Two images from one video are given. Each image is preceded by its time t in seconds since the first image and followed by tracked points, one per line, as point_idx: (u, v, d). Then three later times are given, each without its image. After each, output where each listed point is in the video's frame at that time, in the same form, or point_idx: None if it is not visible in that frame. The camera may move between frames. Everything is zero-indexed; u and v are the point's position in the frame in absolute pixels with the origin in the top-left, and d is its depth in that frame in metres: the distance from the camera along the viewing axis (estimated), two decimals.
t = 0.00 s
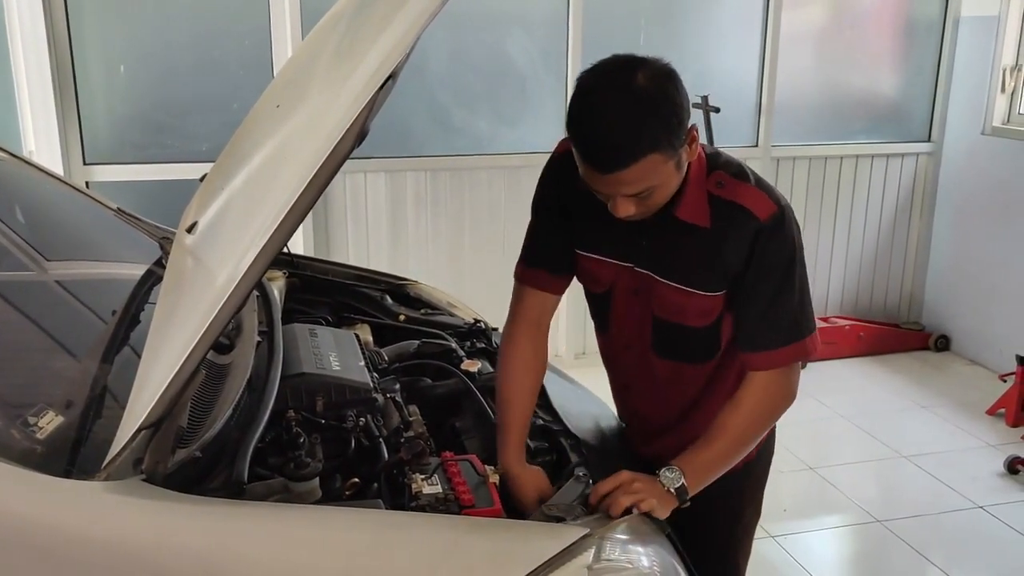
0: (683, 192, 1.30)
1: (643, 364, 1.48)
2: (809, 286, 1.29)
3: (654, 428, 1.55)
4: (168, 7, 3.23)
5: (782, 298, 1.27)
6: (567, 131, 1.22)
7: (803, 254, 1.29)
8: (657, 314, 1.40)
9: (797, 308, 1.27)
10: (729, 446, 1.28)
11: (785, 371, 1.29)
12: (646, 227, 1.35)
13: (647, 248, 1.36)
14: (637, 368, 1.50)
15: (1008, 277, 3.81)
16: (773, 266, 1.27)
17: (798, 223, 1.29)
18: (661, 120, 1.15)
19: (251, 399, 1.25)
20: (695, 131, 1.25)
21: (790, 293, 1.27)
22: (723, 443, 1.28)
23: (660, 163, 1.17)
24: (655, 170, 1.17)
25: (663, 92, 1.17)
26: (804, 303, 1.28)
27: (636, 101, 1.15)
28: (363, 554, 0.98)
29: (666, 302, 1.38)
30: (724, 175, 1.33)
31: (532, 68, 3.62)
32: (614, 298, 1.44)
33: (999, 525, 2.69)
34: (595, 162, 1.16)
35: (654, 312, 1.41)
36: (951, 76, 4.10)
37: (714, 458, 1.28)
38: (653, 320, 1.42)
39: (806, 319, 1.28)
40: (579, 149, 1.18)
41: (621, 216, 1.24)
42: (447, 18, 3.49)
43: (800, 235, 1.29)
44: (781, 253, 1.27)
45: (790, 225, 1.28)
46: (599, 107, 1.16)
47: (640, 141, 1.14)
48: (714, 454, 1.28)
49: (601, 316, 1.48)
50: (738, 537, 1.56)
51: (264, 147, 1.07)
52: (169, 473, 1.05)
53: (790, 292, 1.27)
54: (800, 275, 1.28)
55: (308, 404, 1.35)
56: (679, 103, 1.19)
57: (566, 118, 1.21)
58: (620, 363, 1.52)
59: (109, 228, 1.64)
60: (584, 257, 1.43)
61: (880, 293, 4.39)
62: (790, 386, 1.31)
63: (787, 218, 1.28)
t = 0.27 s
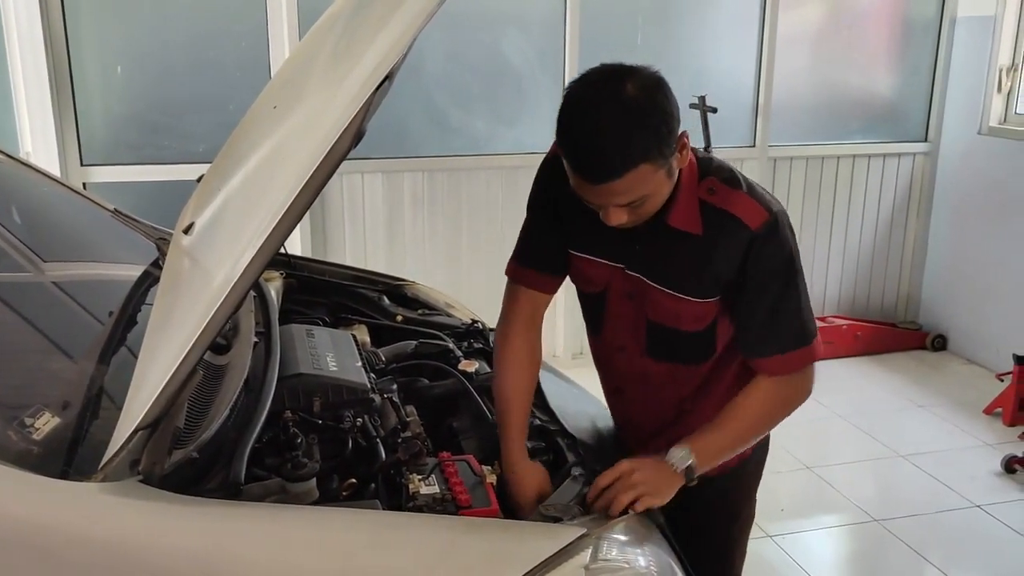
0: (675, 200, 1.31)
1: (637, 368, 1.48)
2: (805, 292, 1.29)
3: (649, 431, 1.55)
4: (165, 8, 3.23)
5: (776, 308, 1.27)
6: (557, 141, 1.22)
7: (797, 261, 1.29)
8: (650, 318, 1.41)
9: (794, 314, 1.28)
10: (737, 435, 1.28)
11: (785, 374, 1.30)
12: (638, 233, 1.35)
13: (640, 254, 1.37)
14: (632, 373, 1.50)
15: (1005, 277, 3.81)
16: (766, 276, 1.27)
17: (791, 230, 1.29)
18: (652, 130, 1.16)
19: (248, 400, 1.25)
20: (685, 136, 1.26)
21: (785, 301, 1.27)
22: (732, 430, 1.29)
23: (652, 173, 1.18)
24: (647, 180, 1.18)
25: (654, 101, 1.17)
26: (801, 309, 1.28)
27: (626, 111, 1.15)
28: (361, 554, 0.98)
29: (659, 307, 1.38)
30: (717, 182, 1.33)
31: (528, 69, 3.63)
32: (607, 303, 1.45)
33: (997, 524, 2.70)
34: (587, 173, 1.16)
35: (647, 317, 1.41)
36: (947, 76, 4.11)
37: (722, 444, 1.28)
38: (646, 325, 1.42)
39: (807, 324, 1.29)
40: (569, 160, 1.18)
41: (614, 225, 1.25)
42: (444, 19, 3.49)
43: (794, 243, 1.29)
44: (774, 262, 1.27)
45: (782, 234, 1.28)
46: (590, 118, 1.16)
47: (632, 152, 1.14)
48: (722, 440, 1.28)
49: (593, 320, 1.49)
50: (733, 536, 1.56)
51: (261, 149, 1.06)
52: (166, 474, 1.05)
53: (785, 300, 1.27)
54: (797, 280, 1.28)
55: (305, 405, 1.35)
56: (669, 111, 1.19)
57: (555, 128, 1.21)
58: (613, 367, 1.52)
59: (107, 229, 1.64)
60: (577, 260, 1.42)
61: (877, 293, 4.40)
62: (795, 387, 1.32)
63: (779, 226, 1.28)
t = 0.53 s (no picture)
0: (667, 200, 1.31)
1: (629, 363, 1.49)
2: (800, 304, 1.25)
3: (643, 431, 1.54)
4: (162, 8, 3.22)
5: (763, 319, 1.24)
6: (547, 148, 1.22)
7: (790, 273, 1.25)
8: (642, 315, 1.42)
9: (786, 325, 1.24)
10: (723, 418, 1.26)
11: (775, 383, 1.25)
12: (633, 233, 1.36)
13: (632, 249, 1.37)
14: (624, 367, 1.51)
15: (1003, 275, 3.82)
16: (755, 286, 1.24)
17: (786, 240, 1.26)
18: (639, 134, 1.15)
19: (245, 400, 1.25)
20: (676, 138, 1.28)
21: (773, 312, 1.24)
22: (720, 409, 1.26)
23: (641, 176, 1.18)
24: (636, 184, 1.18)
25: (641, 106, 1.17)
26: (795, 320, 1.24)
27: (613, 117, 1.15)
28: (356, 555, 0.97)
29: (649, 303, 1.39)
30: (712, 187, 1.31)
31: (526, 69, 3.63)
32: (601, 295, 1.48)
33: (996, 523, 2.70)
34: (577, 180, 1.16)
35: (638, 313, 1.42)
36: (944, 75, 4.11)
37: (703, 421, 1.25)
38: (638, 322, 1.43)
39: (802, 337, 1.24)
40: (559, 166, 1.18)
41: (607, 228, 1.25)
42: (441, 19, 3.49)
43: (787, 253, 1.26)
44: (763, 272, 1.24)
45: (774, 245, 1.25)
46: (577, 124, 1.16)
47: (619, 157, 1.14)
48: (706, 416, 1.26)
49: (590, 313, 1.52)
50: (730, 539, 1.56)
51: (256, 150, 1.06)
52: (163, 475, 1.04)
53: (774, 311, 1.24)
54: (791, 292, 1.25)
55: (301, 404, 1.35)
56: (657, 114, 1.18)
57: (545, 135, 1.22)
58: (608, 364, 1.55)
59: (103, 230, 1.64)
60: (575, 249, 1.47)
61: (875, 292, 4.40)
62: (789, 396, 1.27)
63: (771, 236, 1.25)
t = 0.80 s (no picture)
0: (662, 197, 1.29)
1: (631, 357, 1.50)
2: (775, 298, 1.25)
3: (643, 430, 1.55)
4: (160, 7, 3.22)
5: (739, 308, 1.22)
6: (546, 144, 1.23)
7: (773, 268, 1.25)
8: (641, 312, 1.42)
9: (760, 319, 1.23)
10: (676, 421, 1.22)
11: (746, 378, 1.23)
12: (630, 225, 1.36)
13: (631, 244, 1.38)
14: (626, 360, 1.52)
15: (1001, 274, 3.82)
16: (732, 276, 1.23)
17: (771, 234, 1.24)
18: (631, 127, 1.15)
19: (242, 399, 1.25)
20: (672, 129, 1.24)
21: (750, 305, 1.23)
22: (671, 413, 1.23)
23: (637, 168, 1.17)
24: (634, 176, 1.18)
25: (634, 99, 1.16)
26: (772, 317, 1.24)
27: (605, 111, 1.15)
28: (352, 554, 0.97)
29: (644, 298, 1.39)
30: (707, 181, 1.30)
31: (525, 68, 3.62)
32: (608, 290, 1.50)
33: (994, 522, 2.70)
34: (573, 174, 1.17)
35: (636, 308, 1.43)
36: (943, 74, 4.11)
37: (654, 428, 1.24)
38: (638, 317, 1.44)
39: (774, 333, 1.23)
40: (556, 162, 1.19)
41: (609, 221, 1.25)
42: (439, 18, 3.49)
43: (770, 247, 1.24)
44: (742, 263, 1.23)
45: (756, 236, 1.24)
46: (570, 120, 1.16)
47: (612, 151, 1.14)
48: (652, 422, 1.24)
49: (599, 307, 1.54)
50: (731, 539, 1.55)
51: (254, 149, 1.06)
52: (160, 472, 1.04)
53: (750, 303, 1.23)
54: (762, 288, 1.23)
55: (298, 404, 1.34)
56: (650, 106, 1.18)
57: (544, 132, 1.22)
58: (614, 361, 1.56)
59: (100, 230, 1.64)
60: (585, 243, 1.50)
61: (874, 291, 4.40)
62: (756, 395, 1.24)
63: (755, 228, 1.24)
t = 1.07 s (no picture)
0: (668, 197, 1.30)
1: (634, 358, 1.52)
2: (786, 301, 1.25)
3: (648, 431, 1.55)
4: (160, 7, 3.22)
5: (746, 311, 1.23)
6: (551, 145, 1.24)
7: (781, 270, 1.24)
8: (645, 313, 1.44)
9: (769, 322, 1.23)
10: (687, 428, 1.23)
11: (753, 381, 1.24)
12: (635, 224, 1.37)
13: (635, 245, 1.39)
14: (631, 362, 1.53)
15: (1001, 273, 3.82)
16: (739, 277, 1.23)
17: (780, 237, 1.24)
18: (632, 126, 1.15)
19: (244, 399, 1.25)
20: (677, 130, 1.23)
21: (756, 307, 1.22)
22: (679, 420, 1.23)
23: (638, 167, 1.17)
24: (635, 175, 1.18)
25: (634, 99, 1.16)
26: (780, 318, 1.24)
27: (605, 111, 1.15)
28: (354, 554, 0.97)
29: (648, 299, 1.40)
30: (712, 182, 1.31)
31: (525, 68, 3.62)
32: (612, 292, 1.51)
33: (994, 521, 2.70)
34: (575, 174, 1.17)
35: (642, 310, 1.44)
36: (943, 73, 4.11)
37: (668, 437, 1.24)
38: (642, 318, 1.45)
39: (783, 335, 1.24)
40: (559, 163, 1.20)
41: (614, 220, 1.26)
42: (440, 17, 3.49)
43: (779, 249, 1.24)
44: (751, 266, 1.23)
45: (764, 239, 1.24)
46: (571, 120, 1.17)
47: (613, 150, 1.14)
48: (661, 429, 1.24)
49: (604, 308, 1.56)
50: (733, 538, 1.56)
51: (256, 150, 1.06)
52: (164, 472, 1.05)
53: (762, 307, 1.23)
54: (769, 288, 1.23)
55: (300, 403, 1.34)
56: (652, 105, 1.18)
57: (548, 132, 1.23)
58: (618, 362, 1.57)
59: (103, 230, 1.64)
60: (590, 245, 1.51)
61: (874, 290, 4.40)
62: (759, 398, 1.26)
63: (762, 230, 1.24)
